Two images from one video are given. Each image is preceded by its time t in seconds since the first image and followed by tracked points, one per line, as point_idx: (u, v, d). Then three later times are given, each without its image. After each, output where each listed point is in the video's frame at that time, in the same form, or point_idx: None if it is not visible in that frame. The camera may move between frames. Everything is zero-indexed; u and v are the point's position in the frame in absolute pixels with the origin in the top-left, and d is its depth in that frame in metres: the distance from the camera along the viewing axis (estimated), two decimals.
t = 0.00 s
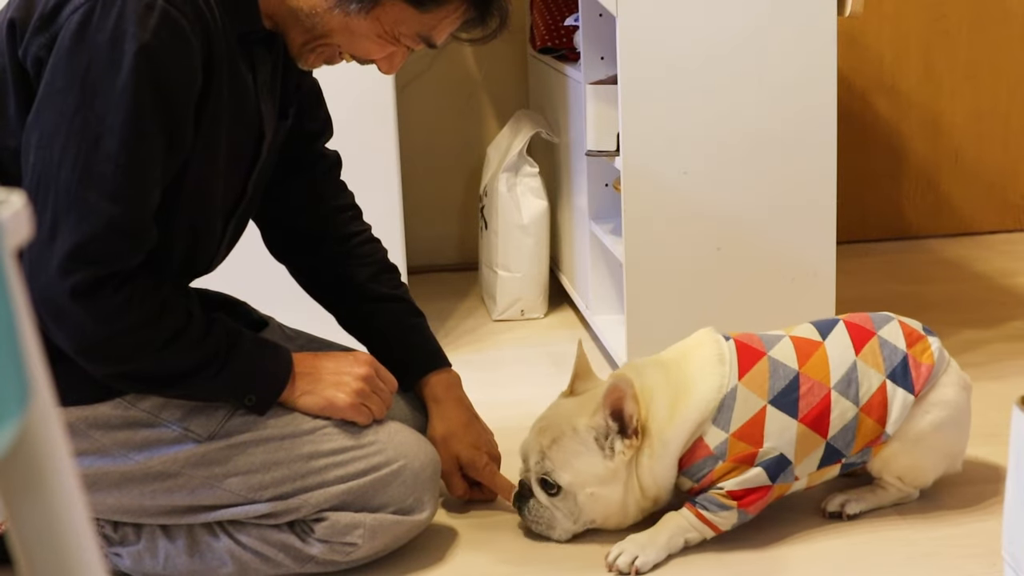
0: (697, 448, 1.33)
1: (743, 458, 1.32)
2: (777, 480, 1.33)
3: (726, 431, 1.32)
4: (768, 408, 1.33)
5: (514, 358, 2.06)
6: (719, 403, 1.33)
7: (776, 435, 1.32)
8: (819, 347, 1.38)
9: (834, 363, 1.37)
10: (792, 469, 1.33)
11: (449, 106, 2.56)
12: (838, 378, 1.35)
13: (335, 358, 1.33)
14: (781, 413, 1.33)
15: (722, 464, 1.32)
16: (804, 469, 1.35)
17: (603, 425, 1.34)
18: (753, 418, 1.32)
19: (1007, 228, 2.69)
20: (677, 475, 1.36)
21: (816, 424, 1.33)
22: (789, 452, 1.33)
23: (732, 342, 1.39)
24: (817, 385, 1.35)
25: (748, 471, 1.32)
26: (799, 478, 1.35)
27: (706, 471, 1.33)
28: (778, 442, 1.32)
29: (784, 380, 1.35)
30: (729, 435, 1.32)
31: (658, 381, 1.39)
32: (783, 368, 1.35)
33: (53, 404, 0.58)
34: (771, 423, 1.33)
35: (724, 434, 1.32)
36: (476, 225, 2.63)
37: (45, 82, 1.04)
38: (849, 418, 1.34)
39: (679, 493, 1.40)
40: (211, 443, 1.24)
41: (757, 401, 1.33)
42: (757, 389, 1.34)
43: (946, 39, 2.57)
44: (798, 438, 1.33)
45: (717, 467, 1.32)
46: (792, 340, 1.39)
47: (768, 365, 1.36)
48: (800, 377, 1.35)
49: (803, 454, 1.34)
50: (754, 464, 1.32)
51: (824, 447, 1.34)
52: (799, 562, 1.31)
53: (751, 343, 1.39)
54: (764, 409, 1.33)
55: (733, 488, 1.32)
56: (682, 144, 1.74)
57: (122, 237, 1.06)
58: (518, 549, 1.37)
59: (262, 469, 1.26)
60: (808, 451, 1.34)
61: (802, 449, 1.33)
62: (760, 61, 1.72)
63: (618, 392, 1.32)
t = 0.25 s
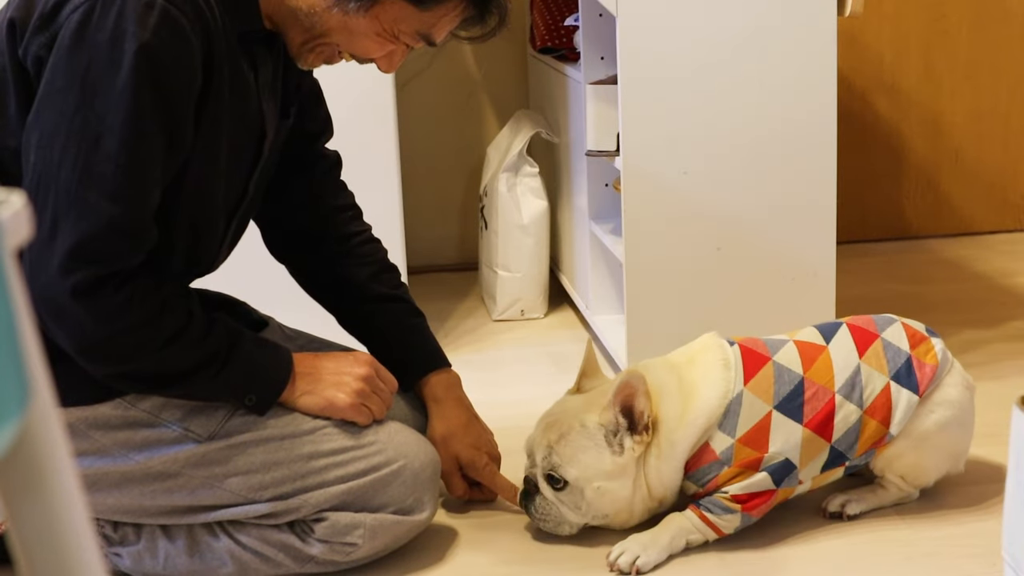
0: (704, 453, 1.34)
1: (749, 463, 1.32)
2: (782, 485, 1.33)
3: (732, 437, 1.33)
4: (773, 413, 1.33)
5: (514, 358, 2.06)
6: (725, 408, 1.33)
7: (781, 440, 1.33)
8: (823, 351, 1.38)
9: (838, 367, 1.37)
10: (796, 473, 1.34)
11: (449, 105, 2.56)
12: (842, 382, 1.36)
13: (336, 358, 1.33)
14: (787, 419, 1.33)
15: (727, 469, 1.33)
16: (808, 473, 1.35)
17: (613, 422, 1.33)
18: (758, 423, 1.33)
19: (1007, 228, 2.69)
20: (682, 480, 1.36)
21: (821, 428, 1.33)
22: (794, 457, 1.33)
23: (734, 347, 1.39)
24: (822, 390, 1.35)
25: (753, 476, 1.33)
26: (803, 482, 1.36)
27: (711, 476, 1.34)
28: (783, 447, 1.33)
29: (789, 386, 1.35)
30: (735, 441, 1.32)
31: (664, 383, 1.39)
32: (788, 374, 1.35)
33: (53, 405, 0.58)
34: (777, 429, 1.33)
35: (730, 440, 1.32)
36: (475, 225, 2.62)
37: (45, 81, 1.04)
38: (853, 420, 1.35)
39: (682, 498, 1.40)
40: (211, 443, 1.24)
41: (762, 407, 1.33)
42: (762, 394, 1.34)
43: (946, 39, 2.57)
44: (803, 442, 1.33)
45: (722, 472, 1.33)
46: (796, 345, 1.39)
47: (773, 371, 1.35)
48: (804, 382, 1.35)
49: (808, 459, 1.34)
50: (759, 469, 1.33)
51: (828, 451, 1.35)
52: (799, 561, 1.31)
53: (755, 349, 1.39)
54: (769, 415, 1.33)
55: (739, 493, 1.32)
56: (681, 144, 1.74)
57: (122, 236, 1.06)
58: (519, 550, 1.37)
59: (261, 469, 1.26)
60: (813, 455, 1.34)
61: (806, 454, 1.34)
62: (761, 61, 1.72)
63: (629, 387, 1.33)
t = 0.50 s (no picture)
0: (704, 457, 1.34)
1: (750, 467, 1.32)
2: (782, 488, 1.33)
3: (732, 441, 1.32)
4: (773, 416, 1.33)
5: (514, 358, 2.06)
6: (725, 412, 1.33)
7: (782, 443, 1.33)
8: (823, 354, 1.38)
9: (838, 369, 1.37)
10: (797, 475, 1.33)
11: (449, 105, 2.56)
12: (841, 384, 1.36)
13: (336, 359, 1.33)
14: (787, 422, 1.33)
15: (728, 473, 1.33)
16: (808, 476, 1.35)
17: (614, 423, 1.33)
18: (759, 428, 1.33)
19: (1007, 228, 2.69)
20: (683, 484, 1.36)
21: (821, 431, 1.33)
22: (794, 460, 1.33)
23: (735, 351, 1.39)
24: (822, 393, 1.35)
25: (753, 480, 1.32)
26: (803, 485, 1.36)
27: (712, 480, 1.33)
28: (784, 451, 1.32)
29: (789, 389, 1.35)
30: (735, 445, 1.32)
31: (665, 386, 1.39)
32: (788, 378, 1.36)
33: (53, 405, 0.58)
34: (778, 433, 1.33)
35: (731, 444, 1.32)
36: (475, 225, 2.62)
37: (45, 79, 1.04)
38: (852, 422, 1.35)
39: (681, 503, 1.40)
40: (211, 443, 1.24)
41: (762, 410, 1.33)
42: (762, 397, 1.34)
43: (946, 39, 2.57)
44: (803, 445, 1.33)
45: (723, 477, 1.33)
46: (795, 348, 1.40)
47: (773, 374, 1.36)
48: (804, 386, 1.35)
49: (808, 462, 1.34)
50: (760, 473, 1.32)
51: (828, 453, 1.35)
52: (799, 561, 1.31)
53: (755, 352, 1.39)
54: (769, 418, 1.33)
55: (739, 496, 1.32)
56: (681, 144, 1.74)
57: (123, 234, 1.06)
58: (518, 550, 1.37)
59: (262, 470, 1.26)
60: (813, 458, 1.34)
61: (806, 457, 1.33)
62: (761, 61, 1.72)
63: (628, 389, 1.32)
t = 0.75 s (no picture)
0: (704, 461, 1.34)
1: (750, 469, 1.32)
2: (782, 489, 1.33)
3: (732, 444, 1.32)
4: (773, 419, 1.33)
5: (514, 358, 2.06)
6: (724, 416, 1.33)
7: (781, 446, 1.32)
8: (822, 357, 1.39)
9: (837, 371, 1.37)
10: (796, 477, 1.33)
11: (449, 105, 2.56)
12: (841, 386, 1.36)
13: (336, 358, 1.33)
14: (786, 424, 1.33)
15: (728, 476, 1.32)
16: (807, 478, 1.35)
17: (612, 428, 1.33)
18: (758, 430, 1.33)
19: (1008, 228, 2.69)
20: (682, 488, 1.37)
21: (820, 433, 1.33)
22: (794, 462, 1.33)
23: (733, 355, 1.39)
24: (821, 395, 1.35)
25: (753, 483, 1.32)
26: (803, 487, 1.36)
27: (712, 483, 1.33)
28: (783, 453, 1.32)
29: (788, 392, 1.35)
30: (735, 449, 1.32)
31: (663, 392, 1.39)
32: (787, 380, 1.36)
33: (53, 404, 0.58)
34: (777, 436, 1.33)
35: (730, 447, 1.32)
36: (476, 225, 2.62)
37: (43, 78, 1.04)
38: (852, 424, 1.35)
39: (680, 507, 1.40)
40: (211, 443, 1.24)
41: (762, 413, 1.33)
42: (761, 400, 1.34)
43: (946, 39, 2.57)
44: (803, 447, 1.33)
45: (724, 480, 1.33)
46: (795, 351, 1.40)
47: (772, 377, 1.36)
48: (804, 388, 1.35)
49: (808, 463, 1.34)
50: (761, 475, 1.32)
51: (828, 456, 1.35)
52: (799, 561, 1.31)
53: (754, 355, 1.39)
54: (769, 420, 1.33)
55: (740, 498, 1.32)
56: (681, 144, 1.74)
57: (122, 233, 1.06)
58: (518, 550, 1.37)
59: (262, 470, 1.26)
60: (813, 459, 1.34)
61: (805, 460, 1.33)
62: (761, 61, 1.72)
63: (625, 394, 1.32)
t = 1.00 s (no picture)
0: (704, 463, 1.34)
1: (750, 472, 1.32)
2: (782, 492, 1.32)
3: (732, 447, 1.33)
4: (774, 421, 1.33)
5: (514, 358, 2.06)
6: (725, 418, 1.33)
7: (781, 448, 1.32)
8: (822, 359, 1.38)
9: (836, 373, 1.37)
10: (798, 479, 1.33)
11: (449, 105, 2.56)
12: (841, 388, 1.36)
13: (336, 358, 1.33)
14: (787, 427, 1.33)
15: (728, 479, 1.33)
16: (807, 480, 1.35)
17: (613, 428, 1.33)
18: (759, 433, 1.33)
19: (1008, 228, 2.69)
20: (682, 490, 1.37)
21: (820, 435, 1.33)
22: (795, 464, 1.33)
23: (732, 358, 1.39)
24: (822, 397, 1.35)
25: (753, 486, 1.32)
26: (804, 489, 1.36)
27: (713, 485, 1.34)
28: (784, 455, 1.32)
29: (789, 394, 1.35)
30: (735, 452, 1.32)
31: (665, 392, 1.39)
32: (788, 382, 1.36)
33: (52, 405, 0.58)
34: (778, 438, 1.33)
35: (730, 450, 1.32)
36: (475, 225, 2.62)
37: (40, 79, 1.04)
38: (852, 425, 1.35)
39: (681, 509, 1.41)
40: (211, 443, 1.24)
41: (762, 415, 1.33)
42: (761, 402, 1.34)
43: (946, 39, 2.56)
44: (804, 448, 1.33)
45: (724, 482, 1.33)
46: (794, 353, 1.39)
47: (772, 380, 1.36)
48: (804, 390, 1.35)
49: (808, 466, 1.34)
50: (761, 478, 1.32)
51: (829, 457, 1.34)
52: (799, 561, 1.31)
53: (754, 358, 1.39)
54: (769, 423, 1.33)
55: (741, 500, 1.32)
56: (682, 144, 1.74)
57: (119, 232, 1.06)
58: (518, 550, 1.37)
59: (262, 470, 1.26)
60: (814, 461, 1.34)
61: (806, 462, 1.33)
62: (761, 61, 1.72)
63: (627, 395, 1.32)
